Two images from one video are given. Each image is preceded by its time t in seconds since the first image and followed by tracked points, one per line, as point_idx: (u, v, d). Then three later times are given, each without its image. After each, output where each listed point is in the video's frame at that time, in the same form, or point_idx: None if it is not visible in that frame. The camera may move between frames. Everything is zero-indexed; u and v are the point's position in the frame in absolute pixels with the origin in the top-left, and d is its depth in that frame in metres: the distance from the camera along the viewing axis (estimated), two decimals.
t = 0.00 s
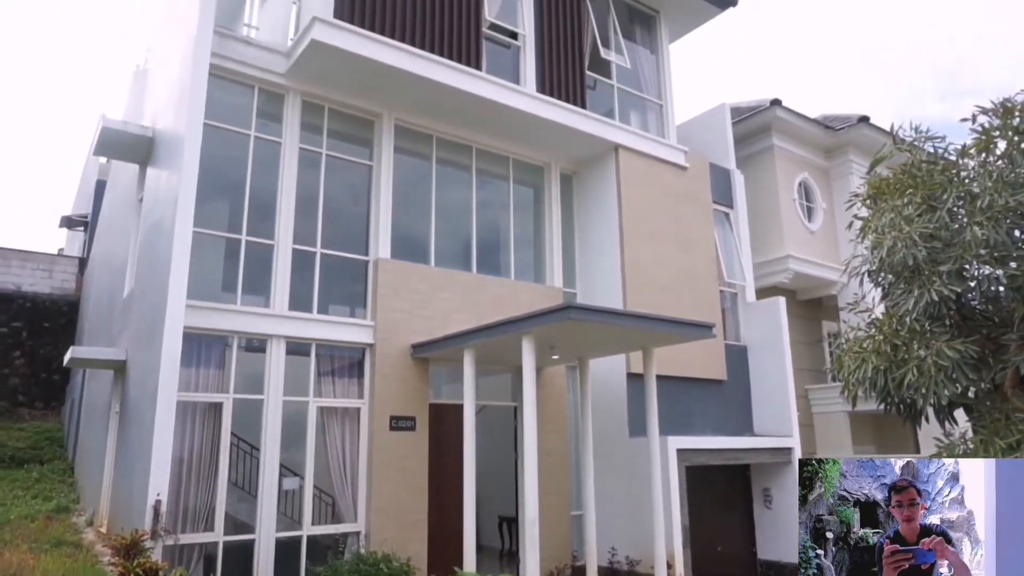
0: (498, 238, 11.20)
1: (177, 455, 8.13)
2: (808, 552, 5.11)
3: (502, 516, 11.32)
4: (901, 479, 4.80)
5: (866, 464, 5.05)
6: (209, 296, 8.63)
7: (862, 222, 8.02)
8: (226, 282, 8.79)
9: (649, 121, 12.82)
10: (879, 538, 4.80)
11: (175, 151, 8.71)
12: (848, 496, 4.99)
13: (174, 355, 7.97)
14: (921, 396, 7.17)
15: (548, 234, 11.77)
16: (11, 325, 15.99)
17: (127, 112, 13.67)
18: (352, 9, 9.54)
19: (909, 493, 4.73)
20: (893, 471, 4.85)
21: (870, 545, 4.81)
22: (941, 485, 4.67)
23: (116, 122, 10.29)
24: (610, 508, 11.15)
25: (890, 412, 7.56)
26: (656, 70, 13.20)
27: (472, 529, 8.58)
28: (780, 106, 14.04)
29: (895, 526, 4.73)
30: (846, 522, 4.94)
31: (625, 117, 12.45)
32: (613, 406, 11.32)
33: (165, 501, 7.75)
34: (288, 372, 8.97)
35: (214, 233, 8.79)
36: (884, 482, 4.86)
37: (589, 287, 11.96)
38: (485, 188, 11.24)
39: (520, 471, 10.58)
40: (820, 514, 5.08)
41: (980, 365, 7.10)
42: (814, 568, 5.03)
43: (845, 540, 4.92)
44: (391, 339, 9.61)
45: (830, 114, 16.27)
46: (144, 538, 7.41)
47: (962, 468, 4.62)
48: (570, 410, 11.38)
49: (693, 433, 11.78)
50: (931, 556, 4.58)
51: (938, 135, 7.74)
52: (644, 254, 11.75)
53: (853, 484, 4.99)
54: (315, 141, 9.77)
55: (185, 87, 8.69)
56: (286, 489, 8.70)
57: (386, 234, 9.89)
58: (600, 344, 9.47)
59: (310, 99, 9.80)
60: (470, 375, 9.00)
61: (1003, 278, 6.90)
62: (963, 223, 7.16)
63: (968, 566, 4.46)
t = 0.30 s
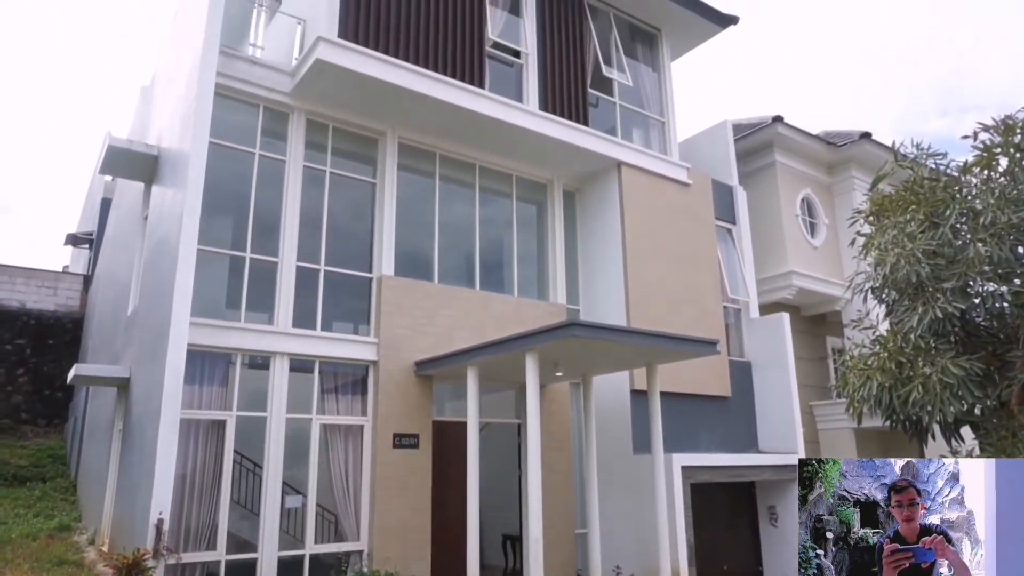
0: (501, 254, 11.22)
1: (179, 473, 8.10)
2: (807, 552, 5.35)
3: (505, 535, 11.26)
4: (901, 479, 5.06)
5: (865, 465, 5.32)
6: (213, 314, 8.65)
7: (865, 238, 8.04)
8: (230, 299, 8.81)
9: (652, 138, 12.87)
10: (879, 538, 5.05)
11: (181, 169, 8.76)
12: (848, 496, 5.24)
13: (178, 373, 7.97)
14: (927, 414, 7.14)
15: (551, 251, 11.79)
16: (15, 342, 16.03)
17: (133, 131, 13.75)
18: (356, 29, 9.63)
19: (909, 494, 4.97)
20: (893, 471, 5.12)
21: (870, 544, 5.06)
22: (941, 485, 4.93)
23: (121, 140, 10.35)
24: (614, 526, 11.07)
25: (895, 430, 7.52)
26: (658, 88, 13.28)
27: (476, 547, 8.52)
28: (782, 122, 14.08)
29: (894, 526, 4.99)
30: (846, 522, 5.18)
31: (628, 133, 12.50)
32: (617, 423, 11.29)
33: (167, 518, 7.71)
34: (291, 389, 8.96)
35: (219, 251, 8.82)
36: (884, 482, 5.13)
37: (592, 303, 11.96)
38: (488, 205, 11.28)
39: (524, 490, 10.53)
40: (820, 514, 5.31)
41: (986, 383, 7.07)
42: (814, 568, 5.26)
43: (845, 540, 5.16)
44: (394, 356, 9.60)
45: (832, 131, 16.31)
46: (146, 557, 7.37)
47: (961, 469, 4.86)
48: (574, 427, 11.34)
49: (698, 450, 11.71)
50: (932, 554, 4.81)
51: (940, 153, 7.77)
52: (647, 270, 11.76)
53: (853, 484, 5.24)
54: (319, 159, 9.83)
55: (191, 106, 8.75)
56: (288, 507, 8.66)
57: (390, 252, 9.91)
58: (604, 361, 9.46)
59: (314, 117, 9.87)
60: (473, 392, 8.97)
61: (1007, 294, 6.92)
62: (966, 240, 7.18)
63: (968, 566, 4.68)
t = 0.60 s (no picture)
0: (505, 270, 11.23)
1: (182, 490, 8.08)
2: (807, 552, 5.36)
3: (508, 553, 10.99)
4: (901, 479, 5.11)
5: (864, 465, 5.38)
6: (217, 330, 8.66)
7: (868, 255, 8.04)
8: (234, 316, 8.83)
9: (654, 155, 12.92)
10: (879, 538, 5.09)
11: (186, 186, 8.81)
12: (848, 496, 5.29)
13: (182, 389, 7.96)
14: (933, 431, 7.11)
15: (554, 267, 11.80)
16: (19, 358, 16.01)
17: (139, 148, 13.84)
18: (361, 48, 9.72)
19: (909, 493, 5.04)
20: (893, 471, 5.18)
21: (870, 544, 5.10)
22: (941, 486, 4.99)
23: (127, 158, 10.42)
24: (619, 544, 11.00)
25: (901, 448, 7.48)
26: (661, 104, 13.35)
27: (480, 566, 8.46)
28: (784, 138, 14.15)
29: (894, 526, 5.04)
30: (846, 522, 5.23)
31: (631, 150, 12.55)
32: (621, 439, 11.25)
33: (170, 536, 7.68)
34: (295, 406, 8.96)
35: (223, 267, 8.85)
36: (883, 482, 5.18)
37: (595, 320, 11.95)
38: (492, 222, 11.31)
39: (528, 507, 10.48)
40: (820, 514, 5.34)
41: (992, 401, 7.04)
42: (814, 568, 5.28)
43: (844, 540, 5.21)
44: (398, 373, 9.60)
45: (834, 147, 16.38)
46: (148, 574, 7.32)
47: (961, 469, 4.93)
48: (578, 444, 11.29)
49: (703, 467, 11.65)
50: (931, 552, 4.88)
51: (942, 169, 7.81)
52: (650, 286, 11.76)
53: (853, 484, 5.29)
54: (324, 176, 9.89)
55: (196, 123, 8.81)
56: (291, 525, 8.62)
57: (394, 268, 9.94)
58: (608, 378, 9.46)
59: (318, 135, 9.93)
60: (477, 409, 8.95)
61: (1012, 311, 6.93)
62: (970, 257, 7.21)
63: (967, 566, 4.75)
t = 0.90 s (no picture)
0: (508, 287, 11.24)
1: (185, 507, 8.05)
2: (807, 552, 5.44)
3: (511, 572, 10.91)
4: (902, 479, 5.21)
5: (864, 465, 5.45)
6: (221, 347, 8.67)
7: (871, 272, 8.05)
8: (238, 332, 8.84)
9: (657, 172, 12.98)
10: (879, 538, 5.18)
11: (191, 203, 8.85)
12: (848, 496, 5.36)
13: (186, 406, 7.95)
14: (939, 450, 7.06)
15: (557, 284, 11.81)
16: (24, 375, 15.92)
17: (145, 166, 13.93)
18: (365, 66, 9.81)
19: (910, 491, 5.14)
20: (893, 471, 5.27)
21: (870, 544, 5.19)
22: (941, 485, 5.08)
23: (132, 175, 10.48)
24: (623, 563, 10.92)
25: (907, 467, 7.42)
26: (663, 122, 13.41)
27: None
28: (786, 155, 14.20)
29: (895, 526, 5.12)
30: (847, 521, 5.31)
31: (633, 167, 12.60)
32: (624, 457, 11.21)
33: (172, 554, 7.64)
34: (298, 423, 8.95)
35: (227, 284, 8.88)
36: (884, 483, 5.26)
37: (599, 336, 11.94)
38: (495, 239, 11.34)
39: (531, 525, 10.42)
40: (820, 514, 5.42)
41: (998, 419, 7.00)
42: (814, 567, 5.37)
43: (845, 540, 5.29)
44: (401, 390, 9.59)
45: (836, 164, 16.44)
46: None
47: (960, 469, 5.04)
48: (581, 461, 11.24)
49: (707, 485, 11.59)
50: (931, 551, 4.96)
51: (944, 187, 7.84)
52: (653, 304, 11.75)
53: (853, 484, 5.36)
54: (328, 194, 9.94)
55: (201, 141, 8.87)
56: (293, 543, 8.58)
57: (397, 285, 9.96)
58: (611, 396, 9.45)
59: (323, 153, 10.01)
60: (480, 426, 8.93)
61: (1016, 329, 6.93)
62: (973, 274, 7.24)
63: (966, 564, 4.84)
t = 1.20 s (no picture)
0: (512, 306, 11.25)
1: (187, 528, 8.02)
2: (807, 552, 5.33)
3: None
4: (902, 478, 5.06)
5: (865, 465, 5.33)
6: (224, 367, 8.67)
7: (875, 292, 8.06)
8: (242, 352, 8.84)
9: (660, 191, 13.03)
10: (879, 538, 5.04)
11: (197, 223, 8.91)
12: (848, 496, 5.25)
13: (189, 425, 7.94)
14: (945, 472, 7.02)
15: (561, 303, 11.82)
16: (27, 395, 15.65)
17: (150, 187, 14.03)
18: (370, 88, 9.89)
19: (911, 490, 4.97)
20: (893, 471, 5.12)
21: (870, 544, 5.05)
22: (940, 485, 4.90)
23: (139, 196, 10.56)
24: None
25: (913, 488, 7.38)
26: (665, 141, 13.48)
27: None
28: (789, 174, 14.26)
29: (895, 526, 4.97)
30: (846, 522, 5.20)
31: (636, 187, 12.65)
32: (629, 477, 11.16)
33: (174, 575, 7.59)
34: (301, 443, 8.93)
35: (231, 304, 8.90)
36: (883, 482, 5.13)
37: (602, 355, 11.93)
38: (498, 258, 11.37)
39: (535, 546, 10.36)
40: (820, 514, 5.32)
41: (1005, 440, 6.95)
42: (814, 568, 5.27)
43: (844, 540, 5.17)
44: (404, 409, 9.58)
45: (838, 183, 16.50)
46: None
47: (960, 469, 4.83)
48: (586, 482, 11.19)
49: (712, 505, 11.51)
50: (929, 551, 4.77)
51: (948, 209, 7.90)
52: (656, 323, 11.74)
53: (854, 484, 5.25)
54: (332, 214, 9.99)
55: (206, 162, 8.92)
56: (295, 564, 8.54)
57: (401, 305, 9.97)
58: (615, 416, 9.41)
59: (327, 173, 10.08)
60: (484, 447, 8.90)
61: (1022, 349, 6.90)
62: (977, 294, 7.25)
63: (967, 565, 4.61)
